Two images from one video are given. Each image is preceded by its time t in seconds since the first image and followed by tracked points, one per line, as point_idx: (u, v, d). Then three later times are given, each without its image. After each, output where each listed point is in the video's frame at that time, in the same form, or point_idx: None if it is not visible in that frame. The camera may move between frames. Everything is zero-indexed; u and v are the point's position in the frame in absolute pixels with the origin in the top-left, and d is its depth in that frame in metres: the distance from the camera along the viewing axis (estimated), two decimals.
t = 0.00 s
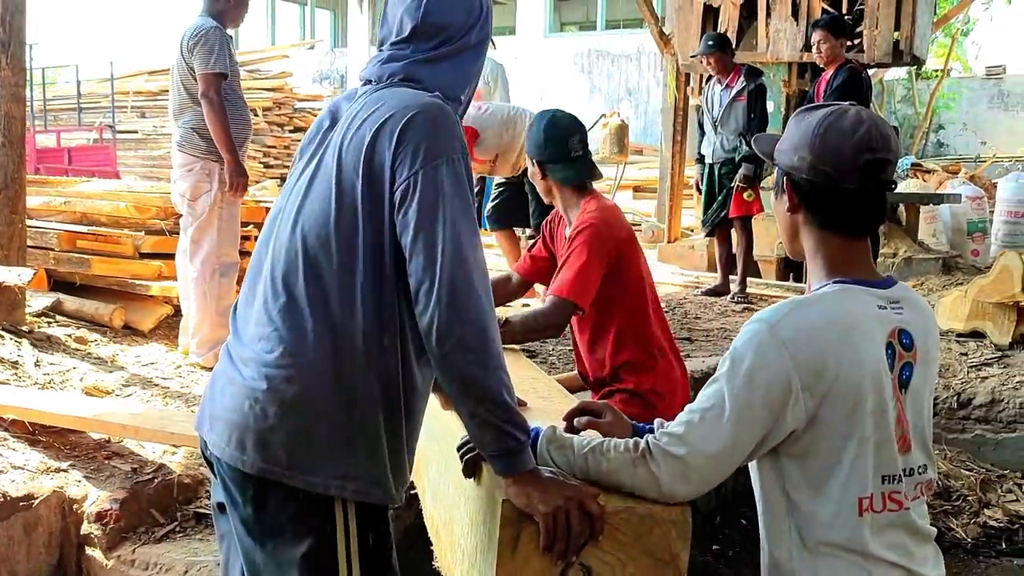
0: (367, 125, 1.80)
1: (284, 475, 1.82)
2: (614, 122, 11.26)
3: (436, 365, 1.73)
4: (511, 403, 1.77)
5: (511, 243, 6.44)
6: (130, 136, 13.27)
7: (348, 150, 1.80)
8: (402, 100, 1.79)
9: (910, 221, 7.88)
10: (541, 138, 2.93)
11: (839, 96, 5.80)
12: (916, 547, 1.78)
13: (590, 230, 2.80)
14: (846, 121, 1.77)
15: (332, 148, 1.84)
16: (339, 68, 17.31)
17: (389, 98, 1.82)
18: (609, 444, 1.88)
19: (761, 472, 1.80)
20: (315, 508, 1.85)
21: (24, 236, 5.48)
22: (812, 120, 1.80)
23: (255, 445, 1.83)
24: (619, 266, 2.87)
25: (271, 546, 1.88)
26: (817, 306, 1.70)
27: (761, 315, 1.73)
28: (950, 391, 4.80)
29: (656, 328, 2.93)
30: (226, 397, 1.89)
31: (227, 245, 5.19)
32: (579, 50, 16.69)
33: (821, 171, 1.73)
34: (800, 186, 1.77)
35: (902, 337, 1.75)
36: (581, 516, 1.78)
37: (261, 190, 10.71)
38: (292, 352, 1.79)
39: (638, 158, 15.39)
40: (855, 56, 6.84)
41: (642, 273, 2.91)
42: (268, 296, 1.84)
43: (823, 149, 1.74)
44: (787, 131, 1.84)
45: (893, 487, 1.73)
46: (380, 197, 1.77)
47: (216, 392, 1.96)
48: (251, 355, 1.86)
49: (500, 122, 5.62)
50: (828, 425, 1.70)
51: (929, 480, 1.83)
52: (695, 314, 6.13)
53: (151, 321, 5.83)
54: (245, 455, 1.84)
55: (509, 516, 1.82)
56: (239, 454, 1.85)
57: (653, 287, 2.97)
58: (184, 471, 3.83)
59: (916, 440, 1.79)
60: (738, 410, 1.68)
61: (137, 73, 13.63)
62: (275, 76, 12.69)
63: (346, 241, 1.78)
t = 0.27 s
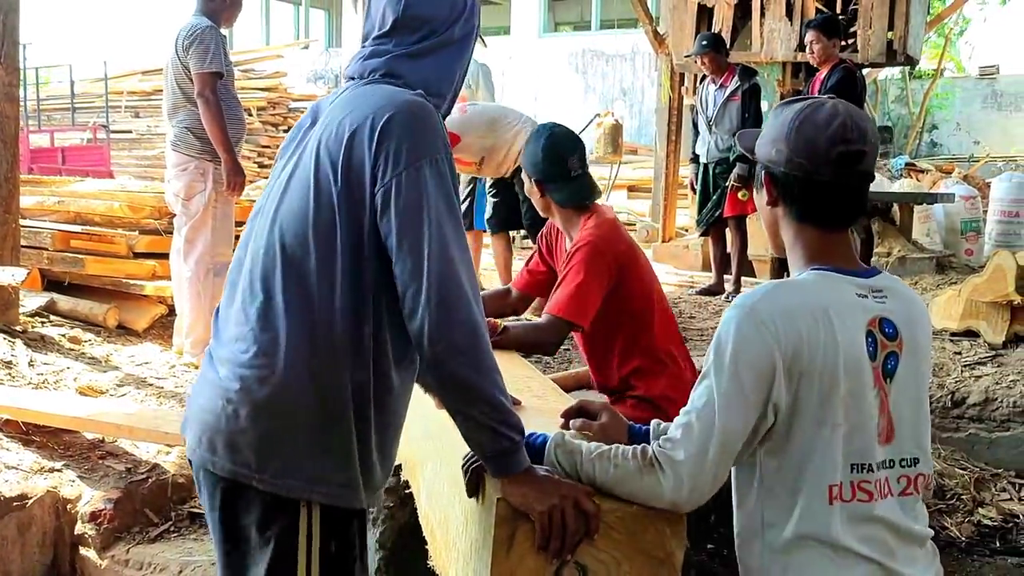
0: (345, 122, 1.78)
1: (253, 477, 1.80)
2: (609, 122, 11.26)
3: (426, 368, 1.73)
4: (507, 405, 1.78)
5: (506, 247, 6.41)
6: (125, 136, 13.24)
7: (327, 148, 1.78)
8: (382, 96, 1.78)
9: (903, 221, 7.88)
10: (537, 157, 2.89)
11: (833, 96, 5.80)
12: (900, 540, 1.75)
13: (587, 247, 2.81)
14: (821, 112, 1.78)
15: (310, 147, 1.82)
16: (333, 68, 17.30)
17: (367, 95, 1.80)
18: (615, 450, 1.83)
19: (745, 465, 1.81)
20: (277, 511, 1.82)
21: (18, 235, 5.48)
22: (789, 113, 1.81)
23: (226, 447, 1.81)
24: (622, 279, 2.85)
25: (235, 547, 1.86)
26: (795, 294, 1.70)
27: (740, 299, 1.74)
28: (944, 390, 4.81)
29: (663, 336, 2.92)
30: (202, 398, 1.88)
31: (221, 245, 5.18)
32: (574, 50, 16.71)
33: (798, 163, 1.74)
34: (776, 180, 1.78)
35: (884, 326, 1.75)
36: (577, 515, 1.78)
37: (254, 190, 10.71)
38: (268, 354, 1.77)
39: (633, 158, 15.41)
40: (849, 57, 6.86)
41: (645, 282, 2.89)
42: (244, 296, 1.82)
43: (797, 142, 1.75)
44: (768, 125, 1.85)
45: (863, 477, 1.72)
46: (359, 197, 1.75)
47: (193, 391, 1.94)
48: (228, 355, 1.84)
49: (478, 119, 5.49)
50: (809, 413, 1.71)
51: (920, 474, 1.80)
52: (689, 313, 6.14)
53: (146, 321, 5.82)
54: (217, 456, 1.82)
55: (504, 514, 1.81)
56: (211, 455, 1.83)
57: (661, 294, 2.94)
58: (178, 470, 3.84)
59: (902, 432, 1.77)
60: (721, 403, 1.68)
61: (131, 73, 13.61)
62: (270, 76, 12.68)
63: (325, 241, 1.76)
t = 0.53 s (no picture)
0: (295, 136, 1.68)
1: (165, 499, 1.67)
2: (604, 121, 11.26)
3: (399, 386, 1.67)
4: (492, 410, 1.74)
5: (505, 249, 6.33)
6: (119, 135, 13.24)
7: (275, 162, 1.68)
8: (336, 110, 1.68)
9: (898, 219, 7.89)
10: (559, 179, 3.04)
11: (828, 94, 5.81)
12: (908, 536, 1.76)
13: (606, 260, 2.95)
14: (821, 112, 1.82)
15: (256, 158, 1.71)
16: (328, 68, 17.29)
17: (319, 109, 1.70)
18: (618, 446, 1.83)
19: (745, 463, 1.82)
20: (189, 538, 1.67)
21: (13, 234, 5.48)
22: (788, 114, 1.85)
23: (140, 467, 1.69)
24: (639, 291, 3.00)
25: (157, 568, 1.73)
26: (795, 287, 1.73)
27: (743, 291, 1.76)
28: (939, 387, 4.82)
29: (682, 348, 3.08)
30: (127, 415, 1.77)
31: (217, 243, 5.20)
32: (569, 49, 16.72)
33: (799, 162, 1.78)
34: (778, 179, 1.82)
35: (890, 316, 1.78)
36: (575, 512, 1.77)
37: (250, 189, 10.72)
38: (200, 373, 1.66)
39: (628, 157, 15.42)
40: (844, 55, 6.86)
41: (662, 294, 3.04)
42: (177, 310, 1.72)
43: (798, 141, 1.79)
44: (765, 126, 1.89)
45: (873, 468, 1.74)
46: (306, 216, 1.65)
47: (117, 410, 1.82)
48: (155, 371, 1.73)
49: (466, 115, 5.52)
50: (814, 407, 1.72)
51: (929, 467, 1.82)
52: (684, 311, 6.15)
53: (140, 319, 5.81)
54: (131, 478, 1.70)
55: (501, 512, 1.78)
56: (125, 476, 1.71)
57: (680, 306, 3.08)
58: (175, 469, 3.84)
59: (913, 422, 1.79)
60: (728, 397, 1.71)
61: (126, 72, 13.59)
62: (265, 75, 12.67)
63: (269, 259, 1.66)
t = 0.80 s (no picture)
0: (259, 152, 1.67)
1: (144, 517, 1.69)
2: (602, 119, 11.26)
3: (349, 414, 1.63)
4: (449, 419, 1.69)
5: (503, 247, 6.27)
6: (116, 134, 13.24)
7: (241, 178, 1.67)
8: (303, 125, 1.66)
9: (896, 218, 7.90)
10: (560, 191, 3.12)
11: (826, 93, 5.82)
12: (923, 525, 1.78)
13: (610, 266, 3.02)
14: (826, 115, 1.83)
15: (225, 174, 1.71)
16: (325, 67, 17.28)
17: (289, 122, 1.69)
18: (625, 445, 1.81)
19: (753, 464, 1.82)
20: (175, 553, 1.71)
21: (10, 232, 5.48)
22: (794, 116, 1.86)
23: (119, 483, 1.71)
24: (642, 298, 3.07)
25: None
26: (803, 291, 1.73)
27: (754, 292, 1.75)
28: (936, 386, 4.83)
29: (685, 351, 3.15)
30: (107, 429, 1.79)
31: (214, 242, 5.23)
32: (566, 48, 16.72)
33: (806, 163, 1.78)
34: (784, 179, 1.82)
35: (891, 312, 1.81)
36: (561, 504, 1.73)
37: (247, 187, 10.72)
38: (178, 395, 1.68)
39: (626, 155, 15.41)
40: (842, 54, 6.86)
41: (663, 302, 3.11)
42: (155, 326, 1.74)
43: (805, 141, 1.79)
44: (771, 126, 1.90)
45: (892, 463, 1.76)
46: (269, 234, 1.64)
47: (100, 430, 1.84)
48: (132, 385, 1.75)
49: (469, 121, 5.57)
50: (825, 408, 1.73)
51: (936, 460, 1.85)
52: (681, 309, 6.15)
53: (138, 318, 5.83)
54: (109, 496, 1.72)
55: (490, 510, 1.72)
56: (103, 492, 1.73)
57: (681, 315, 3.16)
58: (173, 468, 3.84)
59: (921, 415, 1.82)
60: (737, 398, 1.71)
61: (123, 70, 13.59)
62: (262, 74, 12.67)
63: (237, 278, 1.66)
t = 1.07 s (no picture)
0: (263, 190, 1.63)
1: (202, 556, 1.70)
2: (602, 118, 11.26)
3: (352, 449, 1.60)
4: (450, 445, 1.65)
5: (505, 246, 6.25)
6: (116, 133, 13.26)
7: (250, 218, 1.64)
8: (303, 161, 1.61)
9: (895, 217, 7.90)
10: (580, 204, 3.12)
11: (826, 92, 5.82)
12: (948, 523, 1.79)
13: (620, 282, 3.02)
14: (834, 123, 1.84)
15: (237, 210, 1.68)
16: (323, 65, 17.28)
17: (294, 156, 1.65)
18: (644, 444, 1.77)
19: (778, 466, 1.83)
20: None
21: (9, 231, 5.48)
22: (801, 124, 1.86)
23: (172, 527, 1.72)
24: (651, 311, 3.08)
25: None
26: (825, 301, 1.73)
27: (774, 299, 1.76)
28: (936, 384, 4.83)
29: (694, 357, 3.20)
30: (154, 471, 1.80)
31: (212, 240, 5.19)
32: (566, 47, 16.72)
33: (817, 173, 1.79)
34: (795, 189, 1.82)
35: (904, 314, 1.83)
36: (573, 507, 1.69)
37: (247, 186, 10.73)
38: (228, 434, 1.69)
39: (625, 154, 15.41)
40: (840, 53, 6.86)
41: (674, 316, 3.14)
42: (195, 366, 1.75)
43: (814, 151, 1.80)
44: (774, 138, 1.90)
45: (919, 461, 1.77)
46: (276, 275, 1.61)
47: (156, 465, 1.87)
48: (177, 427, 1.76)
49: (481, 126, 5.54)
50: (850, 414, 1.73)
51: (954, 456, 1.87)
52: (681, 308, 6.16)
53: (138, 317, 5.83)
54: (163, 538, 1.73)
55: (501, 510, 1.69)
56: (158, 535, 1.73)
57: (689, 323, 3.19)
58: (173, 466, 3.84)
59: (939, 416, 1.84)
60: (760, 403, 1.69)
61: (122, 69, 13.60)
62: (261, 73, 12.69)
63: (257, 316, 1.64)
